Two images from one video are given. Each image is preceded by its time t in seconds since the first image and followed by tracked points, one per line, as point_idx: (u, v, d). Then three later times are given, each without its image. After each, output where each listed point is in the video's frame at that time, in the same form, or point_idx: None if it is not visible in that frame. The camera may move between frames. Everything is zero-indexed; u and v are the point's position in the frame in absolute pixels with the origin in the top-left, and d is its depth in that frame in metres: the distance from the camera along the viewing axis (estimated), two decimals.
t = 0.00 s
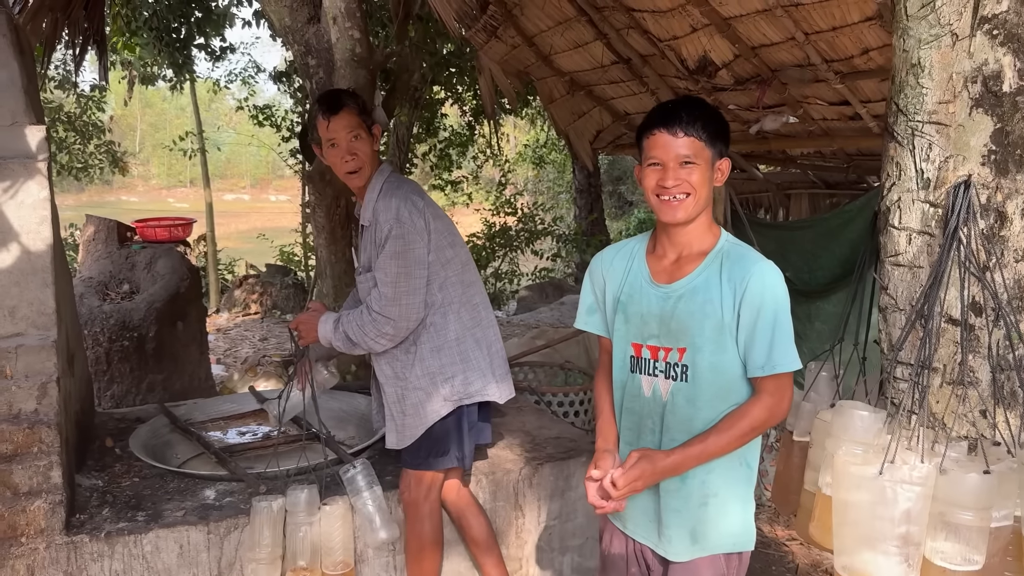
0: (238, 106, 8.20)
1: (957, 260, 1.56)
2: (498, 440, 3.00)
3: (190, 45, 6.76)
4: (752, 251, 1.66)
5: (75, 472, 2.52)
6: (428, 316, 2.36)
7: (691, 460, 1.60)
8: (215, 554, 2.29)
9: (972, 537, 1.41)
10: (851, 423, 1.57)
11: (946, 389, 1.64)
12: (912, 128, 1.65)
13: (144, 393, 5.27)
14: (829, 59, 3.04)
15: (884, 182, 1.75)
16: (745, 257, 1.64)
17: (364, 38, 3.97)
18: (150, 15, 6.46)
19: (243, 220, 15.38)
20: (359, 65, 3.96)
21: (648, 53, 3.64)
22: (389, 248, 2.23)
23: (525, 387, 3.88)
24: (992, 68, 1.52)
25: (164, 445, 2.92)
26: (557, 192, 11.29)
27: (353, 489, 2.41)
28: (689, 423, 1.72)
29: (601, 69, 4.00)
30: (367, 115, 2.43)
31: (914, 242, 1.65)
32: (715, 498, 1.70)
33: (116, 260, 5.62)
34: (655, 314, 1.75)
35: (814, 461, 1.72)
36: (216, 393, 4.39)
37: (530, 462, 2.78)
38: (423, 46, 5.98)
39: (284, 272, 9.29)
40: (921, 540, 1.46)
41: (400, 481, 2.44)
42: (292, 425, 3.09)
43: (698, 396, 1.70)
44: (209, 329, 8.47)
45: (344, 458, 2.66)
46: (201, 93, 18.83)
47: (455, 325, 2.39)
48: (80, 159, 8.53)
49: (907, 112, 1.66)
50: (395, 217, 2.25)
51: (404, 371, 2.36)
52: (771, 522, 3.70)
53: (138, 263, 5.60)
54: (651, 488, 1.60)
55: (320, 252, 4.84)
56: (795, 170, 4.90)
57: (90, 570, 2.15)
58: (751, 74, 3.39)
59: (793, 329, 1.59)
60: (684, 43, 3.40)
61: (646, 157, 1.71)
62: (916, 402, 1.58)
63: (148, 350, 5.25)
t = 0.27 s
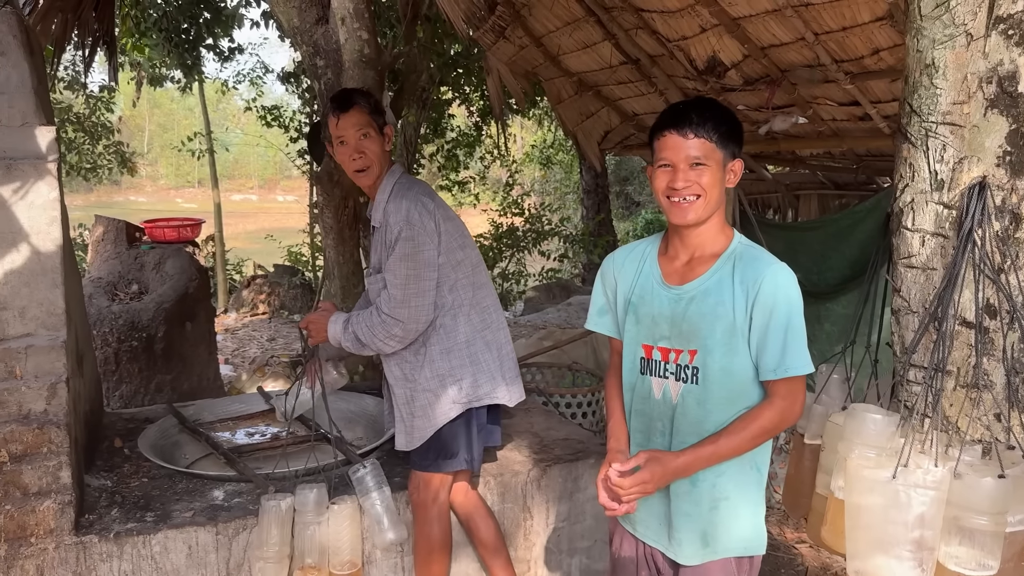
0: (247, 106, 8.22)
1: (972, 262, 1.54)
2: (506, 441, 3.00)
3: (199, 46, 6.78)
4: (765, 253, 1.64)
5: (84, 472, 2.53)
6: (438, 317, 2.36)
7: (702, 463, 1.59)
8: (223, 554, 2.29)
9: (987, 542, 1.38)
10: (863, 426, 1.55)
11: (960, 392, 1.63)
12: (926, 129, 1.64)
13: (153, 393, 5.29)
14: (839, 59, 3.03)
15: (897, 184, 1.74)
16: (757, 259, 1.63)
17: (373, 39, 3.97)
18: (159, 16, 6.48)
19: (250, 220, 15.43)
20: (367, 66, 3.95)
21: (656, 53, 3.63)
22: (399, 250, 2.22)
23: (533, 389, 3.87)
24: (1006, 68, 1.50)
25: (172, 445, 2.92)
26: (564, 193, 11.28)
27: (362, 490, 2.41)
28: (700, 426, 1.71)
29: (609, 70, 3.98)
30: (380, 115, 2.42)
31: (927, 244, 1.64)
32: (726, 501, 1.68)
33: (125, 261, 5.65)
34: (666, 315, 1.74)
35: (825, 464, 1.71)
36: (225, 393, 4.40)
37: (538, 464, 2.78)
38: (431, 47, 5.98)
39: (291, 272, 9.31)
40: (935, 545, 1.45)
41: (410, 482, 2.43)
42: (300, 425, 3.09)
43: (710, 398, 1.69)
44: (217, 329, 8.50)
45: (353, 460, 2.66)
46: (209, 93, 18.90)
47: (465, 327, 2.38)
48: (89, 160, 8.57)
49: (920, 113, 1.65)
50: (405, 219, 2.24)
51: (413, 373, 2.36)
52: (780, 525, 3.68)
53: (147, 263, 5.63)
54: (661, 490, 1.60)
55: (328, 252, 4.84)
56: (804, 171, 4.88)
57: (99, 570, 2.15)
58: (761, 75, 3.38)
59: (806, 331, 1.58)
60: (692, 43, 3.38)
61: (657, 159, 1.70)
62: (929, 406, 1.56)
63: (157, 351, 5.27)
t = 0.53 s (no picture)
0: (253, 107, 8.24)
1: (982, 264, 1.53)
2: (513, 443, 2.99)
3: (205, 47, 6.79)
4: (773, 253, 1.64)
5: (91, 474, 2.54)
6: (447, 319, 2.36)
7: (712, 466, 1.58)
8: (230, 556, 2.29)
9: (997, 545, 1.38)
10: (872, 429, 1.54)
11: (969, 395, 1.62)
12: (935, 130, 1.62)
13: (159, 394, 5.30)
14: (847, 59, 3.01)
15: (906, 185, 1.73)
16: (766, 260, 1.62)
17: (379, 40, 3.96)
18: (166, 17, 6.49)
19: (256, 221, 15.46)
20: (373, 67, 3.94)
21: (663, 54, 3.62)
22: (410, 251, 2.23)
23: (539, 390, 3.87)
24: (1017, 69, 1.50)
25: (179, 446, 2.93)
26: (570, 193, 11.28)
27: (369, 491, 2.41)
28: (708, 428, 1.70)
29: (615, 70, 3.97)
30: (392, 116, 2.43)
31: (937, 245, 1.63)
32: (734, 504, 1.68)
33: (132, 262, 5.67)
34: (674, 316, 1.74)
35: (834, 467, 1.70)
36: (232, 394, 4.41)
37: (545, 465, 2.77)
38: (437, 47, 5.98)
39: (297, 273, 9.33)
40: (945, 548, 1.44)
41: (417, 484, 2.43)
42: (307, 426, 3.09)
43: (718, 400, 1.68)
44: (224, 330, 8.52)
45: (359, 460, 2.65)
46: (215, 94, 18.96)
47: (474, 328, 2.38)
48: (96, 161, 8.59)
49: (930, 114, 1.64)
50: (416, 219, 2.24)
51: (422, 375, 2.36)
52: (788, 527, 3.67)
53: (154, 264, 5.64)
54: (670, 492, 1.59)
55: (334, 253, 4.85)
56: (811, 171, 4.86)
57: (106, 571, 2.16)
58: (768, 75, 3.36)
59: (815, 332, 1.57)
60: (699, 44, 3.37)
61: (663, 161, 1.69)
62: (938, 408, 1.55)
63: (163, 351, 5.28)
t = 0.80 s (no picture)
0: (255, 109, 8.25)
1: (984, 265, 1.53)
2: (515, 444, 2.99)
3: (208, 49, 6.81)
4: (774, 256, 1.63)
5: (94, 475, 2.54)
6: (453, 321, 2.36)
7: (711, 468, 1.58)
8: (232, 558, 2.30)
9: (999, 547, 1.38)
10: (874, 430, 1.54)
11: (971, 396, 1.62)
12: (937, 132, 1.62)
13: (162, 395, 5.31)
14: (849, 61, 3.01)
15: (908, 186, 1.73)
16: (766, 262, 1.62)
17: (381, 42, 3.96)
18: (169, 19, 6.51)
19: (259, 223, 15.49)
20: (375, 69, 3.94)
21: (665, 55, 3.62)
22: (417, 252, 2.23)
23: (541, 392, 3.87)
24: (1018, 70, 1.50)
25: (181, 448, 2.93)
26: (572, 195, 11.29)
27: (371, 493, 2.40)
28: (707, 430, 1.70)
29: (617, 72, 3.97)
30: (398, 117, 2.43)
31: (939, 247, 1.63)
32: (734, 506, 1.68)
33: (135, 263, 5.68)
34: (674, 318, 1.74)
35: (836, 468, 1.70)
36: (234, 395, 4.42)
37: (547, 467, 2.77)
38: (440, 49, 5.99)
39: (300, 275, 9.34)
40: (946, 549, 1.43)
41: (421, 486, 2.44)
42: (309, 427, 3.09)
43: (717, 402, 1.68)
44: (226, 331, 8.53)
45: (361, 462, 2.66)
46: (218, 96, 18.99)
47: (480, 330, 2.38)
48: (99, 163, 8.62)
49: (931, 115, 1.63)
50: (423, 221, 2.25)
51: (427, 376, 2.36)
52: (790, 528, 3.66)
53: (156, 266, 5.66)
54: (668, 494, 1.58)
55: (337, 255, 4.85)
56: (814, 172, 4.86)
57: (108, 573, 2.16)
58: (770, 77, 3.36)
59: (815, 335, 1.56)
60: (701, 45, 3.37)
61: (658, 163, 1.71)
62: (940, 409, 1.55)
63: (166, 353, 5.29)
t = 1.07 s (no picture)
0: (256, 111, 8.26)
1: (983, 267, 1.53)
2: (516, 446, 2.99)
3: (209, 52, 6.82)
4: (771, 260, 1.63)
5: (95, 477, 2.55)
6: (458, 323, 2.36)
7: (707, 471, 1.58)
8: (233, 560, 2.30)
9: (999, 548, 1.38)
10: (874, 432, 1.54)
11: (971, 397, 1.62)
12: (936, 133, 1.62)
13: (163, 398, 5.31)
14: (849, 62, 3.01)
15: (907, 188, 1.73)
16: (763, 266, 1.62)
17: (382, 45, 3.97)
18: (170, 22, 6.52)
19: (259, 225, 15.50)
20: (375, 71, 3.94)
21: (665, 57, 3.62)
22: (426, 253, 2.24)
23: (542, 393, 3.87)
24: (1017, 72, 1.50)
25: (182, 450, 2.94)
26: (573, 196, 11.29)
27: (372, 494, 2.41)
28: (704, 433, 1.70)
29: (618, 74, 3.98)
30: (405, 118, 2.44)
31: (938, 248, 1.63)
32: (732, 509, 1.68)
33: (136, 266, 5.69)
34: (672, 320, 1.74)
35: (836, 469, 1.70)
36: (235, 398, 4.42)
37: (548, 468, 2.77)
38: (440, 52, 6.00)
39: (301, 277, 9.35)
40: (946, 550, 1.43)
41: (424, 488, 2.44)
42: (310, 429, 3.09)
43: (713, 405, 1.68)
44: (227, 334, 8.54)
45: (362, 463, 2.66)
46: (219, 98, 19.01)
47: (484, 332, 2.38)
48: (100, 165, 8.63)
49: (930, 117, 1.64)
50: (432, 222, 2.25)
51: (431, 378, 2.37)
52: (791, 530, 3.66)
53: (157, 268, 5.67)
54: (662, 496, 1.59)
55: (338, 257, 4.86)
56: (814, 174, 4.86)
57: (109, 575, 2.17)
58: (770, 78, 3.36)
59: (812, 340, 1.56)
60: (701, 47, 3.37)
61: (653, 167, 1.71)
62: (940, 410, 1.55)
63: (167, 355, 5.30)
